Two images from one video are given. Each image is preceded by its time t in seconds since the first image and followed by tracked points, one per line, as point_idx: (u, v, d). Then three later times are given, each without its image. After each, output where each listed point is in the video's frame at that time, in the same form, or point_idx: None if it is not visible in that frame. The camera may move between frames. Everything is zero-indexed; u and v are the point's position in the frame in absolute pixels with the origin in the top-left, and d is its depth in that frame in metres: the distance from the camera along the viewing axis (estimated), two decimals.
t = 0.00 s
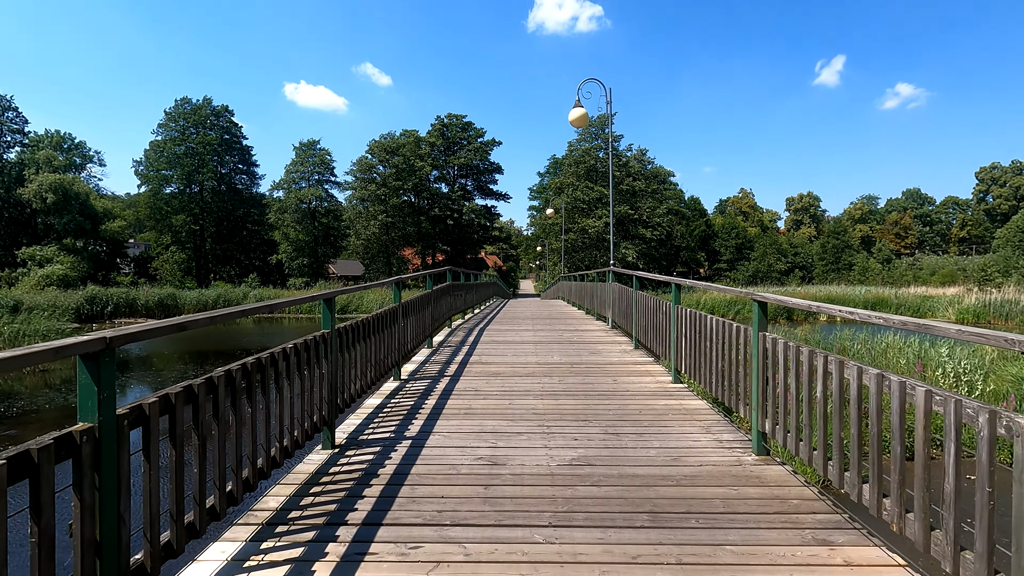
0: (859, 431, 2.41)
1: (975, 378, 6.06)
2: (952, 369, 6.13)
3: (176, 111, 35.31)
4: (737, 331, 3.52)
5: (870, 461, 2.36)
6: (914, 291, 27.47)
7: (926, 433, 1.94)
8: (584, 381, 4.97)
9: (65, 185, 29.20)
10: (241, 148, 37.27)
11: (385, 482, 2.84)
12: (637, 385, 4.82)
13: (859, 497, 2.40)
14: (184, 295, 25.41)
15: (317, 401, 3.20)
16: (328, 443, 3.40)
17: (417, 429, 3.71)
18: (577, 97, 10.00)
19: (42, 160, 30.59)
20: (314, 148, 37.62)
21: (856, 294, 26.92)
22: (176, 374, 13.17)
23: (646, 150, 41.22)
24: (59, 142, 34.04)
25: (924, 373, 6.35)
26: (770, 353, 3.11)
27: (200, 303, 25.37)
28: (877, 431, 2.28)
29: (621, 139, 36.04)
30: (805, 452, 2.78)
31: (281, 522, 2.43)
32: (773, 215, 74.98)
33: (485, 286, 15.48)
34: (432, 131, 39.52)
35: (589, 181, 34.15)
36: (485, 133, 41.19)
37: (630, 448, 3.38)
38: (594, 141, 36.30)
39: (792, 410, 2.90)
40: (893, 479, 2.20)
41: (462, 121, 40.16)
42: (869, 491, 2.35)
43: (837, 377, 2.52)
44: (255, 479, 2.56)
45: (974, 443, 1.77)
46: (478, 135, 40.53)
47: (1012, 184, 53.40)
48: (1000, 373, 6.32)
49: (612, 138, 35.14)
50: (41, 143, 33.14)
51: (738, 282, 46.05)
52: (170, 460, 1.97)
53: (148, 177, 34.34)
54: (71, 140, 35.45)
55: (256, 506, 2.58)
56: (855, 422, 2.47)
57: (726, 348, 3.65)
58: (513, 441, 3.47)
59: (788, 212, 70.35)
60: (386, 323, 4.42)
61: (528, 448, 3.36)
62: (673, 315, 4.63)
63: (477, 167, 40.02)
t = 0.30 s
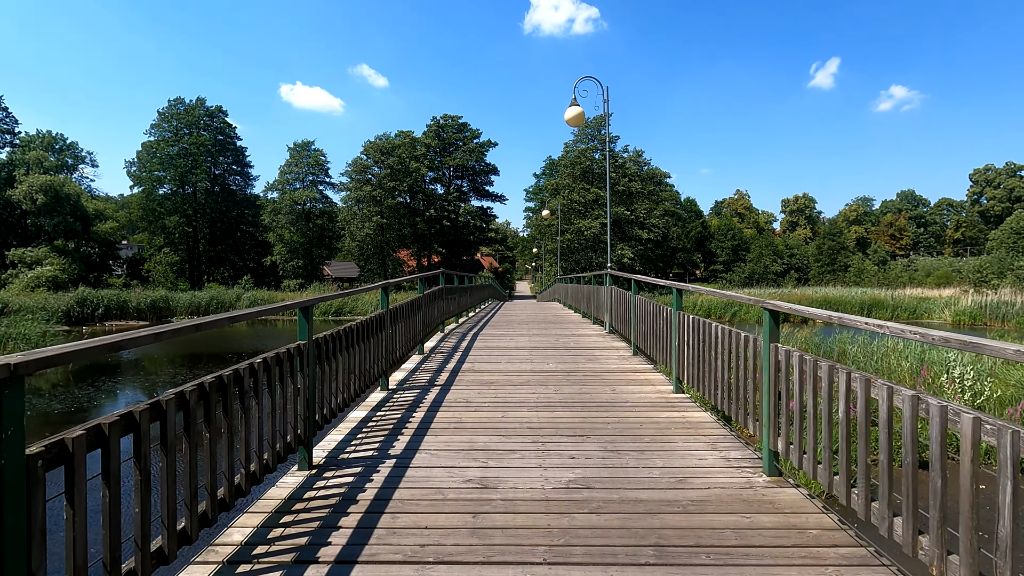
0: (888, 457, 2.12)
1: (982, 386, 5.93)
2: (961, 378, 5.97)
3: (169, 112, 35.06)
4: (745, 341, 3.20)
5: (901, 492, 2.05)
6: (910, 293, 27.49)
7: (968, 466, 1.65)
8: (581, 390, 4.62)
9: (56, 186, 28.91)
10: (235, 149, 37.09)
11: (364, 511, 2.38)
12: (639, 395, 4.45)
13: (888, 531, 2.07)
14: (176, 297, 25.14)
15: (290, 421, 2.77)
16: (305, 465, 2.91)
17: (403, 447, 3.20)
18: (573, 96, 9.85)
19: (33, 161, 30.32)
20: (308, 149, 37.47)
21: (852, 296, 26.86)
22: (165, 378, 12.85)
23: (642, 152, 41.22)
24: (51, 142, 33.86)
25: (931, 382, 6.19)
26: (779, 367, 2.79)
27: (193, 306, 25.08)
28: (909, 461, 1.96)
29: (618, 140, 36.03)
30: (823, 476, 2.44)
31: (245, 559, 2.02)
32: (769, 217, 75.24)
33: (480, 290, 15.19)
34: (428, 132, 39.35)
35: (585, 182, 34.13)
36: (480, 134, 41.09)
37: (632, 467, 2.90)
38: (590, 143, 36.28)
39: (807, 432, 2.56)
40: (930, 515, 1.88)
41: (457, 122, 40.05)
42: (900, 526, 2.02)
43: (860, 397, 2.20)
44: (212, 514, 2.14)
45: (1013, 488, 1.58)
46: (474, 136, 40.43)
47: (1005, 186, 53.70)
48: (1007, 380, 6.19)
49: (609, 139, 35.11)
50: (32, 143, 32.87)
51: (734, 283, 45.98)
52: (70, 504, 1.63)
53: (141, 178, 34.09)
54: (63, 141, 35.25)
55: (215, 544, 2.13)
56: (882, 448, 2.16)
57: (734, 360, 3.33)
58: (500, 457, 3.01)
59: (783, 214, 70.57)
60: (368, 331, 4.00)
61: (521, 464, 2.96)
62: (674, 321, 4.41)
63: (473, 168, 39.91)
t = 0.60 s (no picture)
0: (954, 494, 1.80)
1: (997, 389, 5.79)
2: (974, 381, 5.84)
3: (169, 114, 34.96)
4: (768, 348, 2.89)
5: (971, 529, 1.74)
6: (914, 295, 27.31)
7: None
8: (587, 399, 4.44)
9: (54, 189, 28.84)
10: (235, 151, 37.06)
11: (353, 541, 2.19)
12: (649, 404, 4.28)
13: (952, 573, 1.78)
14: (176, 300, 25.02)
15: (273, 438, 2.60)
16: (291, 485, 2.74)
17: (400, 464, 3.03)
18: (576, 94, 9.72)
19: (32, 164, 30.26)
20: (308, 151, 37.42)
21: (856, 298, 26.65)
22: (162, 382, 12.69)
23: (644, 153, 41.09)
24: (51, 145, 33.87)
25: (943, 386, 6.06)
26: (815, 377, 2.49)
27: (192, 309, 24.89)
28: (982, 493, 1.64)
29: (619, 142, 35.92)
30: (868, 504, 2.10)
31: None
32: (770, 219, 75.07)
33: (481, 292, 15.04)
34: (428, 134, 39.25)
35: (586, 184, 34.03)
36: (481, 136, 40.98)
37: (649, 488, 2.66)
38: (591, 144, 36.17)
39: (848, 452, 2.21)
40: (1010, 558, 1.61)
41: (458, 124, 39.93)
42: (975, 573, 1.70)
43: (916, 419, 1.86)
44: (177, 552, 1.94)
45: None
46: (474, 137, 40.32)
47: (1008, 187, 53.55)
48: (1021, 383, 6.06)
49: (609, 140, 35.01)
50: (32, 146, 32.80)
51: (736, 285, 45.78)
52: (7, 550, 1.42)
53: (141, 180, 34.01)
54: (63, 144, 35.26)
55: None
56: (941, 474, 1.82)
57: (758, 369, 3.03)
58: (503, 475, 2.83)
59: (785, 215, 70.40)
60: (361, 338, 3.82)
61: (525, 482, 2.77)
62: (686, 326, 4.16)
63: (473, 170, 39.79)
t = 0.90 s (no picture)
0: None
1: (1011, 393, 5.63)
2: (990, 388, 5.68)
3: (170, 116, 34.92)
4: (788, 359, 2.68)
5: None
6: (918, 297, 27.18)
7: None
8: (593, 410, 4.26)
9: (54, 192, 28.81)
10: (236, 153, 37.04)
11: None
12: (658, 415, 4.11)
13: None
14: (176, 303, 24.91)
15: (247, 458, 2.43)
16: (271, 510, 2.57)
17: (391, 483, 2.88)
18: (579, 93, 9.58)
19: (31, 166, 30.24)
20: (309, 153, 37.38)
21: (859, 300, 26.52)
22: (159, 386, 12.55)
23: (646, 155, 40.97)
24: (52, 147, 33.89)
25: (956, 393, 5.90)
26: (840, 392, 2.27)
27: (191, 312, 24.76)
28: None
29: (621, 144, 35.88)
30: (914, 539, 1.86)
31: None
32: (773, 220, 74.83)
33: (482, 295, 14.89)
34: (430, 137, 39.25)
35: (588, 186, 33.97)
36: (482, 138, 40.89)
37: (662, 513, 2.48)
38: (592, 146, 36.11)
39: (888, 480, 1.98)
40: None
41: (459, 126, 39.85)
42: None
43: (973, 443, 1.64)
44: None
45: None
46: (476, 139, 40.23)
47: (1011, 189, 53.41)
48: None
49: (611, 142, 34.97)
50: (32, 148, 32.78)
51: (739, 287, 45.63)
52: None
53: (141, 183, 33.92)
54: (64, 146, 35.28)
55: None
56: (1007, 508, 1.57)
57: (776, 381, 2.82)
58: (505, 497, 2.66)
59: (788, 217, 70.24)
60: (353, 347, 3.67)
61: (527, 505, 2.59)
62: (697, 333, 3.95)
63: (475, 172, 39.72)
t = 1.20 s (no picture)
0: None
1: None
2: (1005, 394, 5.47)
3: (167, 116, 34.78)
4: (813, 370, 2.46)
5: None
6: (919, 297, 27.03)
7: None
8: (594, 422, 4.08)
9: (50, 192, 28.66)
10: (234, 153, 36.91)
11: None
12: (664, 426, 3.94)
13: None
14: (172, 304, 24.73)
15: (211, 484, 2.12)
16: (239, 540, 2.28)
17: (374, 507, 2.61)
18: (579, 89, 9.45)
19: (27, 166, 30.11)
20: (307, 153, 37.27)
21: (860, 300, 26.36)
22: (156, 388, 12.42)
23: (645, 155, 40.81)
24: (49, 147, 33.79)
25: (969, 400, 5.70)
26: (874, 410, 2.01)
27: (188, 313, 24.59)
28: None
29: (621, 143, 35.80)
30: None
31: None
32: (773, 220, 74.77)
33: (480, 296, 14.73)
34: (429, 136, 39.13)
35: (588, 186, 33.83)
36: (481, 138, 40.75)
37: (672, 542, 2.25)
38: (592, 146, 35.97)
39: (932, 512, 1.76)
40: None
41: (458, 126, 39.74)
42: None
43: None
44: None
45: None
46: (475, 139, 40.11)
47: (1012, 189, 53.30)
48: None
49: (611, 142, 34.88)
50: (29, 149, 32.64)
51: (739, 287, 45.50)
52: None
53: (138, 183, 33.68)
54: (61, 147, 35.18)
55: None
56: None
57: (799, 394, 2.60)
58: (497, 522, 2.43)
59: (788, 217, 70.14)
60: (333, 356, 3.37)
61: (524, 530, 2.37)
62: (706, 340, 3.76)
63: (474, 172, 39.57)
